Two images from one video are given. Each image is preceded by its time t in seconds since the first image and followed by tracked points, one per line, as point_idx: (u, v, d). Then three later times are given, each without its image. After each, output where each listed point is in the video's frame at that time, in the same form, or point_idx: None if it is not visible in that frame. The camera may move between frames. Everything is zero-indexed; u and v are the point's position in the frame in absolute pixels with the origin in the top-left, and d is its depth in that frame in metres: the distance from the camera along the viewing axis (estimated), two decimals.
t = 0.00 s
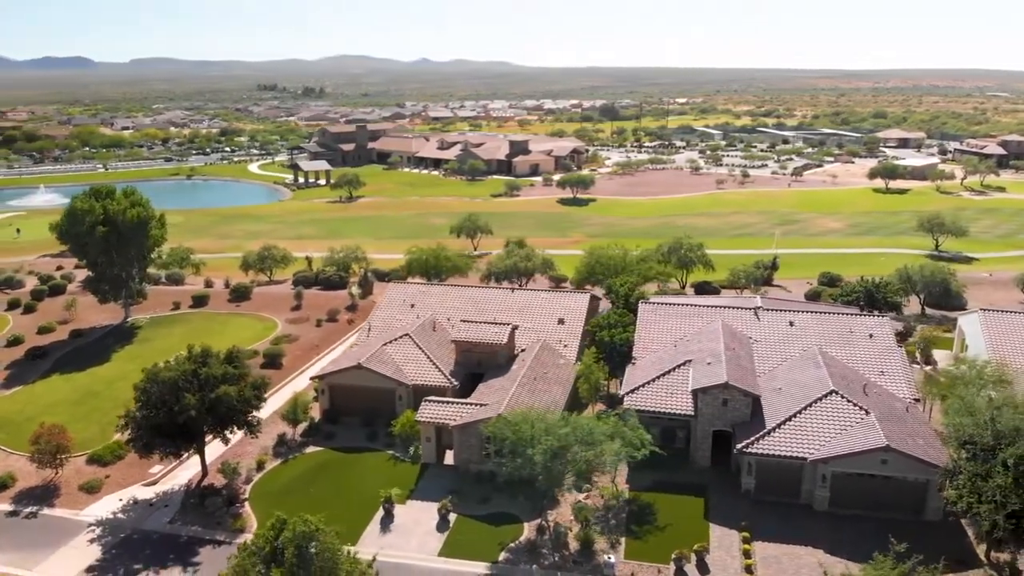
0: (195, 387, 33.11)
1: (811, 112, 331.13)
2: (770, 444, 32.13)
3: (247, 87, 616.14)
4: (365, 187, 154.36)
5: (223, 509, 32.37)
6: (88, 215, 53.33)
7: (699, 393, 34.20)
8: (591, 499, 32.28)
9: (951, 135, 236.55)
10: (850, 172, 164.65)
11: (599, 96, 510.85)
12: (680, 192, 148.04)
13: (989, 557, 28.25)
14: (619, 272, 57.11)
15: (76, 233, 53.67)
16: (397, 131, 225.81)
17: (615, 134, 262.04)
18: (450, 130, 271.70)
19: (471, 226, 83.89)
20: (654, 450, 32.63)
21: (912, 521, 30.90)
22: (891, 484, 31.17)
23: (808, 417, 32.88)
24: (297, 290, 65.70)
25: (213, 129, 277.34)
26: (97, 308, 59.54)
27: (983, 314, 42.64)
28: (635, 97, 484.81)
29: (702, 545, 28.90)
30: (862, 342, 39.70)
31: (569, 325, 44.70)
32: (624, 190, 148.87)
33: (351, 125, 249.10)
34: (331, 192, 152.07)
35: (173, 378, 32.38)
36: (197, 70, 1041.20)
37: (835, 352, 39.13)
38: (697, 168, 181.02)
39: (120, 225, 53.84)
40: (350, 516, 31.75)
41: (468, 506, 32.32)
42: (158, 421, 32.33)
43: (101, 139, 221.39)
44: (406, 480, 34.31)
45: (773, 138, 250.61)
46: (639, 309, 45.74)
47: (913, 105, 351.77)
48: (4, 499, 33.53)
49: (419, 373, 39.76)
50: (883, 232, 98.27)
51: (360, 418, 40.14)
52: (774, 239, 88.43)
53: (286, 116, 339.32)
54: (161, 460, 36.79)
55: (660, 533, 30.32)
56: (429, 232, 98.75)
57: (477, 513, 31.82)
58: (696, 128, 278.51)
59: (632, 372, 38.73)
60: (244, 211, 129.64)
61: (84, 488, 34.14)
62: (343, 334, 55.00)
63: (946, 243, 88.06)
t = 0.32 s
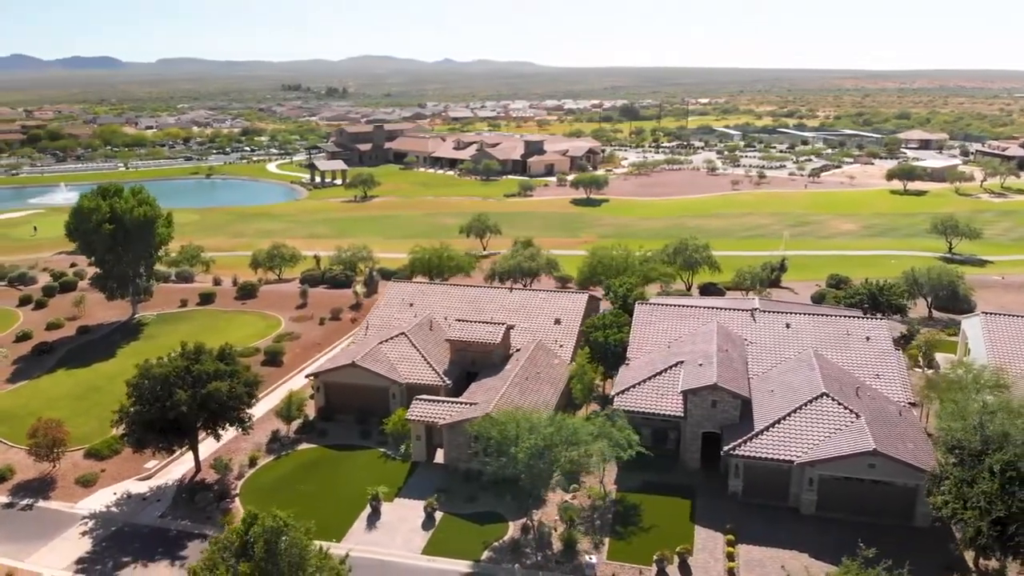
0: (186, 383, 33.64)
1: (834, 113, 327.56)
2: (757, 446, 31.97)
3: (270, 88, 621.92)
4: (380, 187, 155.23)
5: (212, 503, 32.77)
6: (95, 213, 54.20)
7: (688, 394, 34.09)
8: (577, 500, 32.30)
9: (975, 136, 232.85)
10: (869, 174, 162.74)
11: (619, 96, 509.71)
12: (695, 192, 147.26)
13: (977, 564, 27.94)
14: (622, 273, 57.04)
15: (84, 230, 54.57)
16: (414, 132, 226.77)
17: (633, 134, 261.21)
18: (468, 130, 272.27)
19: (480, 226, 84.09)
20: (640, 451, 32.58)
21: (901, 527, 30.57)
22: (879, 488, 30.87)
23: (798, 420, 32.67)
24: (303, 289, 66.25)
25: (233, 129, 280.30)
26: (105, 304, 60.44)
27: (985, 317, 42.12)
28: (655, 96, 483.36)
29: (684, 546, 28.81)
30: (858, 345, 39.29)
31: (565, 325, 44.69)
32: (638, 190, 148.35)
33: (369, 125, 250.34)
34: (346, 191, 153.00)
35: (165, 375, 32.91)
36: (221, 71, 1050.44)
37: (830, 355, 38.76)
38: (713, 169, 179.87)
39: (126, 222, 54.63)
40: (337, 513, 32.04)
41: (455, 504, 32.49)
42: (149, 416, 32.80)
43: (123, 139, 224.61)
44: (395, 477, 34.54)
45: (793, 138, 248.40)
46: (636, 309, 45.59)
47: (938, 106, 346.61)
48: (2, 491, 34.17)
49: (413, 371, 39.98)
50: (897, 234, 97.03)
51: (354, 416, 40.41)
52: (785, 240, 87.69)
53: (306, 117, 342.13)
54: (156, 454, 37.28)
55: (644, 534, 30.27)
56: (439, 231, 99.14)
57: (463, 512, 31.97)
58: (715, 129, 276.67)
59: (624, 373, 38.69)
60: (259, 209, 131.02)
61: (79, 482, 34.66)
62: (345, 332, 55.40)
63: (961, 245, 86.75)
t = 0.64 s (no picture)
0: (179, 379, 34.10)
1: (857, 113, 323.90)
2: (745, 449, 31.78)
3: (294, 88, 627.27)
4: (396, 187, 156.00)
5: (203, 499, 33.17)
6: (102, 212, 55.08)
7: (678, 396, 33.94)
8: (564, 501, 32.32)
9: (1000, 137, 229.04)
10: (889, 175, 160.72)
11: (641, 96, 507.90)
12: (710, 193, 146.39)
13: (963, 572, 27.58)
14: (624, 273, 56.91)
15: (92, 229, 55.46)
16: (432, 132, 227.60)
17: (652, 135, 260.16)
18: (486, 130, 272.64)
19: (490, 226, 84.25)
20: (627, 453, 32.49)
21: (889, 532, 30.28)
22: (867, 493, 30.57)
23: (787, 423, 32.40)
24: (310, 287, 66.76)
25: (255, 129, 283.08)
26: (115, 302, 61.30)
27: (986, 320, 41.62)
28: (677, 97, 481.35)
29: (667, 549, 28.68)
30: (855, 348, 38.79)
31: (563, 325, 44.68)
32: (653, 191, 147.70)
33: (388, 125, 251.45)
34: (362, 190, 153.90)
35: (157, 371, 33.39)
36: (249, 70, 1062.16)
37: (827, 358, 38.34)
38: (731, 169, 178.62)
39: (133, 220, 55.42)
40: (324, 510, 32.27)
41: (442, 503, 32.64)
42: (142, 411, 33.25)
43: (145, 138, 227.52)
44: (385, 475, 34.80)
45: (814, 139, 245.94)
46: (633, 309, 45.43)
47: (965, 107, 341.22)
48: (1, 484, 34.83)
49: (408, 370, 40.20)
50: (913, 236, 95.83)
51: (349, 414, 40.72)
52: (797, 242, 86.85)
53: (328, 117, 344.62)
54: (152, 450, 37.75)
55: (629, 535, 30.21)
56: (450, 231, 99.54)
57: (449, 510, 32.11)
58: (736, 129, 274.79)
59: (617, 374, 38.61)
60: (275, 208, 132.23)
61: (76, 476, 35.22)
62: (348, 330, 55.77)
63: (977, 248, 85.42)
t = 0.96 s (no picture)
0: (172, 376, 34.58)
1: (880, 115, 320.07)
2: (732, 452, 31.59)
3: (316, 88, 631.37)
4: (411, 187, 156.60)
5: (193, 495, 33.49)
6: (109, 210, 55.98)
7: (666, 398, 33.80)
8: (550, 501, 32.31)
9: None
10: (908, 177, 158.67)
11: (662, 96, 505.39)
12: (725, 194, 145.47)
13: None
14: (626, 273, 56.74)
15: (99, 226, 56.36)
16: (450, 132, 228.17)
17: (671, 135, 258.84)
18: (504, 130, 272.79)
19: (498, 226, 84.39)
20: (613, 454, 32.45)
21: (876, 538, 29.95)
22: (855, 497, 30.24)
23: (776, 426, 32.14)
24: (316, 285, 67.19)
25: (275, 128, 285.52)
26: (123, 299, 62.15)
27: (988, 324, 41.02)
28: (697, 97, 478.67)
29: (649, 551, 28.58)
30: (851, 351, 38.29)
31: (559, 325, 44.64)
32: (668, 191, 147.01)
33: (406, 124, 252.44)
34: (377, 190, 154.62)
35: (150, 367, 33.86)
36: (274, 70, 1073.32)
37: (822, 360, 37.91)
38: (748, 170, 177.32)
39: (139, 218, 56.21)
40: (312, 507, 32.53)
41: (429, 501, 32.80)
42: (134, 408, 33.71)
43: (167, 137, 230.33)
44: (374, 473, 35.02)
45: (834, 140, 243.48)
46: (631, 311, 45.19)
47: (991, 109, 335.92)
48: None
49: (402, 369, 40.40)
50: (928, 239, 94.50)
51: (343, 412, 40.97)
52: (809, 244, 86.04)
53: (348, 117, 346.65)
54: (148, 445, 38.20)
55: (613, 537, 30.13)
56: (460, 230, 99.73)
57: (436, 509, 32.24)
58: (755, 129, 272.66)
59: (609, 375, 38.52)
60: (289, 207, 133.25)
61: (72, 470, 35.74)
62: (349, 329, 56.03)
63: (992, 251, 84.07)
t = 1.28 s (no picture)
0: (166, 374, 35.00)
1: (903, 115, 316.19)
2: (719, 454, 31.36)
3: (337, 87, 635.10)
4: (425, 187, 157.08)
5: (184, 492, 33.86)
6: (116, 208, 57.03)
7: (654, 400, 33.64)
8: (535, 503, 32.26)
9: None
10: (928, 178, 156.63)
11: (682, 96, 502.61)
12: (739, 194, 144.47)
13: None
14: (627, 274, 56.54)
15: (105, 224, 57.37)
16: (466, 131, 228.58)
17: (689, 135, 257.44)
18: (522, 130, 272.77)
19: (506, 225, 84.51)
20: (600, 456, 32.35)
21: (862, 544, 29.63)
22: (842, 502, 29.93)
23: (764, 429, 31.88)
24: (321, 284, 67.63)
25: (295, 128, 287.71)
26: (130, 296, 62.99)
27: (989, 329, 40.38)
28: (718, 97, 475.80)
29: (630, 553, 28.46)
30: (846, 355, 37.84)
31: (554, 326, 44.55)
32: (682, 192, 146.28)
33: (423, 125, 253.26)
34: (391, 189, 155.30)
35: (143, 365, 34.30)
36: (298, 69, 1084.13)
37: (816, 364, 37.50)
38: (764, 170, 176.01)
39: (145, 217, 57.15)
40: (299, 505, 32.77)
41: (415, 500, 32.92)
42: (128, 404, 34.19)
43: (188, 137, 232.83)
44: (362, 472, 35.23)
45: (855, 140, 240.93)
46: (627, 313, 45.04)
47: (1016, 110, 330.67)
48: None
49: (394, 368, 40.51)
50: (942, 241, 93.28)
51: (337, 410, 41.21)
52: (819, 245, 85.26)
53: (367, 117, 348.58)
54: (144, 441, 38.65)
55: (596, 539, 30.07)
56: (470, 230, 99.93)
57: (421, 508, 32.36)
58: (774, 129, 270.52)
59: (601, 376, 38.40)
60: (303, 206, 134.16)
61: (69, 464, 36.27)
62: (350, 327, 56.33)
63: (1007, 253, 82.76)
